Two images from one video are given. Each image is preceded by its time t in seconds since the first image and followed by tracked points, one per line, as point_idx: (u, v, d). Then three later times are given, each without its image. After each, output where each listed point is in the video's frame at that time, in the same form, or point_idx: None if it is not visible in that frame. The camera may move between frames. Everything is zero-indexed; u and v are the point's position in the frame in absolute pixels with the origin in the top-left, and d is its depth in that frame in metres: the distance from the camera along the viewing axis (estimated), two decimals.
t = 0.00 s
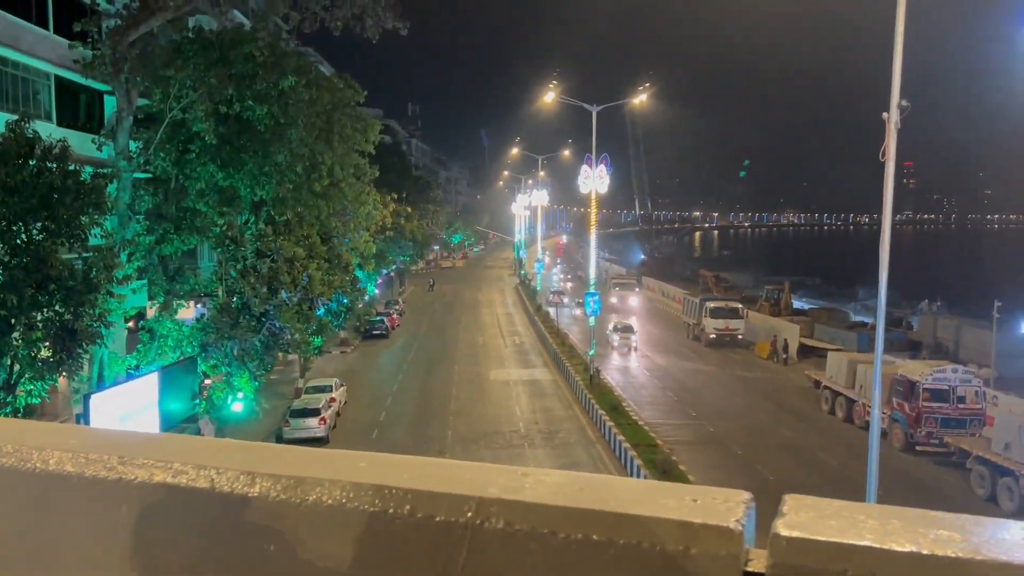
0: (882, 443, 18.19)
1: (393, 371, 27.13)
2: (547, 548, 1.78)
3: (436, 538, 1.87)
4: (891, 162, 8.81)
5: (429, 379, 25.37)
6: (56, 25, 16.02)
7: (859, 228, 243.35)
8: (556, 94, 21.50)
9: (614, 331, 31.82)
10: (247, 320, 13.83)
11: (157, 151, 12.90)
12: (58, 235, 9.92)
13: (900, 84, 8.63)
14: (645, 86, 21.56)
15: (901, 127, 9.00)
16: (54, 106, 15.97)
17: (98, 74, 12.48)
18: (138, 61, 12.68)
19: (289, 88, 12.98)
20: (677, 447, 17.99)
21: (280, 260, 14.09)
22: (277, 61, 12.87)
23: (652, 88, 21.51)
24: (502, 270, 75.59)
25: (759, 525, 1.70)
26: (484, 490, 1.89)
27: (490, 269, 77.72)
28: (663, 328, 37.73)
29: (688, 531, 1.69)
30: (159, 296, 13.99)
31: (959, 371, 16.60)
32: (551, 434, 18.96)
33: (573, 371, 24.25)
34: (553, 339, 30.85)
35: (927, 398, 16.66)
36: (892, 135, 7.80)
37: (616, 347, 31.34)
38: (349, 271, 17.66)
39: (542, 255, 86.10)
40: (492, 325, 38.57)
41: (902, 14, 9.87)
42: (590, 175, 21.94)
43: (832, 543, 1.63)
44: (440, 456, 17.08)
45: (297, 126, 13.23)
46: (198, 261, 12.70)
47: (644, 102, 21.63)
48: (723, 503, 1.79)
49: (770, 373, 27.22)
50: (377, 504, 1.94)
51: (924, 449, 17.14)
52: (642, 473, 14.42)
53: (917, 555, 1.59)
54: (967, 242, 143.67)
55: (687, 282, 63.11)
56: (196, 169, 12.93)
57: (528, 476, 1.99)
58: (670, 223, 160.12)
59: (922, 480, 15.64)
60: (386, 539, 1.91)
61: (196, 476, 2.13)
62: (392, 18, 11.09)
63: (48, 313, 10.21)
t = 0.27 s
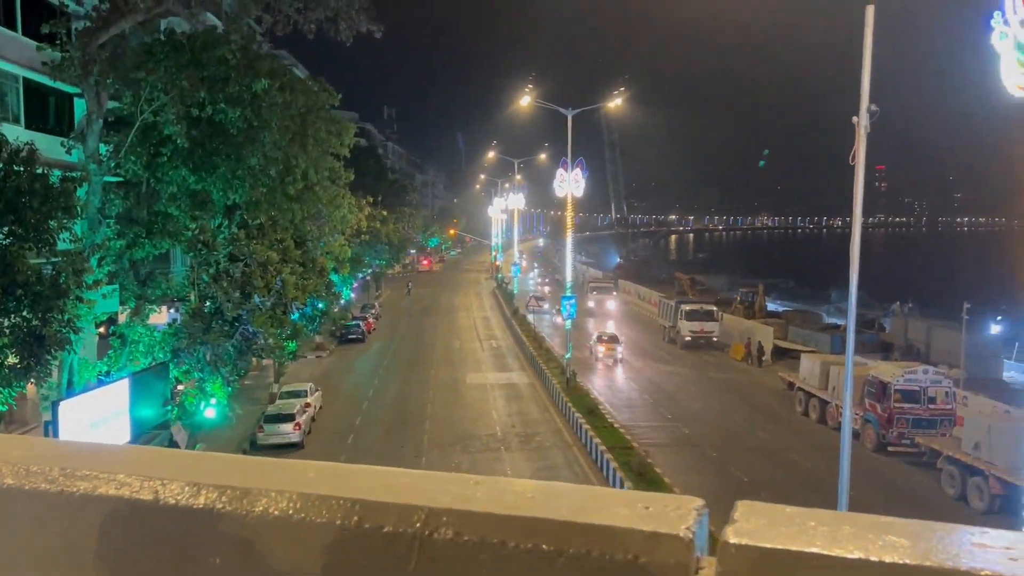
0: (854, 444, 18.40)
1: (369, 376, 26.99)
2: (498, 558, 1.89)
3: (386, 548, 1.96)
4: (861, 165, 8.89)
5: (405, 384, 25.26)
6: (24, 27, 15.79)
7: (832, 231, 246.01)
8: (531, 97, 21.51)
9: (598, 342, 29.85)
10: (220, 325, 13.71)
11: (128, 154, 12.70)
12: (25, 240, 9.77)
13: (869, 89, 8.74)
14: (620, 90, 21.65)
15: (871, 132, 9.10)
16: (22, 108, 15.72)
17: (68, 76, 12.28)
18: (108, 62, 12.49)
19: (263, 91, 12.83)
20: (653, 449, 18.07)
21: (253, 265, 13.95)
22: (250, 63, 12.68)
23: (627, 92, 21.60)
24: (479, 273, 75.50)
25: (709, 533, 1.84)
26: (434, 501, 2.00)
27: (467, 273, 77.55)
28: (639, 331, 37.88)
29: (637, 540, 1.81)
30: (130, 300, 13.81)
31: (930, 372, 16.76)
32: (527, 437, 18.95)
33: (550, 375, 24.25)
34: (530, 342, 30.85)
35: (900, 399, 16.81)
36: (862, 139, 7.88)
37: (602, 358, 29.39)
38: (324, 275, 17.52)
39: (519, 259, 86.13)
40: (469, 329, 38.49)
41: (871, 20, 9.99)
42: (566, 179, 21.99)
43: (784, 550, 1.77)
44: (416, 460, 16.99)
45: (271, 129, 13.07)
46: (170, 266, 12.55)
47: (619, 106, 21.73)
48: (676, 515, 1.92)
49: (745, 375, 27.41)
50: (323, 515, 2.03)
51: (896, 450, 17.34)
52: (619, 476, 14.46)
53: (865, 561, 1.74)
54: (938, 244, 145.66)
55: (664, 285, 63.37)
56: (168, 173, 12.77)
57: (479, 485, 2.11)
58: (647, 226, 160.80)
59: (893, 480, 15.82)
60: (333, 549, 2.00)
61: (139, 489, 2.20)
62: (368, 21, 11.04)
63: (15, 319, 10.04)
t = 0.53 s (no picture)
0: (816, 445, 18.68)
1: (334, 382, 26.77)
2: (458, 567, 1.95)
3: (345, 558, 2.02)
4: (821, 170, 9.03)
5: (370, 390, 25.07)
6: None
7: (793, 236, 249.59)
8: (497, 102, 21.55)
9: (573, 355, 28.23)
10: (180, 331, 13.53)
11: (85, 158, 12.37)
12: None
13: (829, 95, 8.88)
14: (585, 95, 21.77)
15: (830, 137, 9.26)
16: None
17: (23, 77, 11.98)
18: (65, 64, 12.23)
19: (225, 95, 12.66)
20: (618, 452, 18.14)
21: (215, 271, 13.79)
22: (211, 67, 12.51)
23: (591, 98, 21.77)
24: (445, 278, 75.30)
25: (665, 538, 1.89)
26: (394, 511, 2.06)
27: (433, 278, 77.29)
28: (605, 335, 38.07)
29: (596, 549, 1.88)
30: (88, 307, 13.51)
31: (889, 374, 17.10)
32: (494, 442, 18.91)
33: (516, 379, 24.26)
34: (496, 347, 30.84)
35: (860, 400, 17.12)
36: (822, 144, 8.00)
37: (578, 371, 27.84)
38: (287, 281, 17.32)
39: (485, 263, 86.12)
40: (434, 334, 38.37)
41: (830, 27, 10.18)
42: (531, 183, 22.02)
43: (741, 555, 1.82)
44: (381, 467, 16.85)
45: (233, 133, 12.89)
46: (130, 271, 12.35)
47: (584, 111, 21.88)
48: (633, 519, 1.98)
49: (709, 378, 27.68)
50: (278, 527, 2.09)
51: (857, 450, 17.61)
52: (584, 479, 14.49)
53: (823, 564, 1.78)
54: (896, 249, 148.49)
55: (629, 289, 63.74)
56: (127, 177, 12.55)
57: (439, 494, 2.17)
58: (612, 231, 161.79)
59: (855, 481, 16.05)
60: (293, 561, 2.06)
61: (88, 501, 2.23)
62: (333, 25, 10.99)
63: None
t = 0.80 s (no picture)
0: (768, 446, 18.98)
1: (289, 388, 26.43)
2: (420, 572, 1.94)
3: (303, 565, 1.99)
4: (772, 176, 9.20)
5: (326, 396, 24.82)
6: None
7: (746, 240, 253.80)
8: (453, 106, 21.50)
9: (541, 370, 26.46)
10: (129, 337, 13.51)
11: (28, 161, 11.85)
12: None
13: (779, 102, 9.04)
14: (541, 101, 21.87)
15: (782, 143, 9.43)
16: None
17: None
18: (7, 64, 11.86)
19: (176, 97, 12.36)
20: (576, 456, 18.22)
21: (164, 277, 13.70)
22: (162, 68, 12.25)
23: (548, 103, 21.86)
24: (401, 282, 74.97)
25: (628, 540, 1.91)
26: (351, 516, 2.03)
27: (389, 282, 76.81)
28: (562, 339, 38.22)
29: (563, 551, 1.88)
30: (33, 314, 13.08)
31: (840, 376, 17.42)
32: (451, 447, 18.86)
33: (473, 384, 24.21)
34: (453, 352, 30.74)
35: (812, 402, 17.44)
36: (773, 150, 8.14)
37: (546, 388, 26.09)
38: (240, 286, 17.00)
39: (442, 268, 85.94)
40: (391, 339, 38.13)
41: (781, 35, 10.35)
42: (488, 188, 22.04)
43: (708, 555, 1.89)
44: (337, 474, 16.68)
45: (184, 136, 12.60)
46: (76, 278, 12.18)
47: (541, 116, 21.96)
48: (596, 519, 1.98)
49: (665, 382, 27.94)
50: (231, 534, 2.05)
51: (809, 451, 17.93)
52: (542, 483, 14.51)
53: (785, 562, 1.87)
54: (844, 253, 151.82)
55: (585, 293, 64.11)
56: (73, 181, 12.29)
57: (398, 498, 2.15)
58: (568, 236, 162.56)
59: (806, 481, 16.35)
60: (247, 568, 2.03)
61: (32, 511, 2.16)
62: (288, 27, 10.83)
63: None
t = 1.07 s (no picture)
0: (728, 447, 19.19)
1: (247, 394, 26.07)
2: None
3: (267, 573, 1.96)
4: (731, 180, 9.33)
5: (285, 402, 24.51)
6: None
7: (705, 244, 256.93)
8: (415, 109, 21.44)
9: (516, 386, 23.96)
10: (82, 342, 13.04)
11: None
12: None
13: (738, 107, 9.16)
14: (502, 105, 21.90)
15: (741, 147, 9.56)
16: None
17: None
18: None
19: (130, 98, 12.18)
20: (538, 459, 18.24)
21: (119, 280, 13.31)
22: (116, 69, 12.13)
23: (510, 107, 21.92)
24: (361, 286, 74.45)
25: (597, 547, 1.92)
26: (315, 522, 2.01)
27: (349, 286, 76.24)
28: (524, 343, 38.27)
29: (534, 554, 1.87)
30: None
31: (797, 377, 17.71)
32: (413, 452, 18.76)
33: (434, 389, 24.14)
34: (415, 356, 30.60)
35: (770, 403, 17.70)
36: (733, 154, 8.27)
37: (523, 406, 23.67)
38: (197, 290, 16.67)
39: (403, 271, 85.50)
40: (351, 344, 37.83)
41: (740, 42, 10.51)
42: (451, 191, 22.02)
43: (678, 556, 1.93)
44: (297, 481, 16.48)
45: (138, 137, 12.35)
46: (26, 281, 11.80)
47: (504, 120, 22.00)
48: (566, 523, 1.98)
49: (626, 384, 28.16)
50: (193, 543, 2.01)
51: (767, 452, 18.15)
52: (505, 486, 14.49)
53: (753, 562, 1.90)
54: (801, 258, 154.47)
55: (547, 297, 64.35)
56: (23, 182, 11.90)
57: (364, 504, 2.13)
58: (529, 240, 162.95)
59: (766, 482, 16.56)
60: None
61: None
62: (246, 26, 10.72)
63: None
